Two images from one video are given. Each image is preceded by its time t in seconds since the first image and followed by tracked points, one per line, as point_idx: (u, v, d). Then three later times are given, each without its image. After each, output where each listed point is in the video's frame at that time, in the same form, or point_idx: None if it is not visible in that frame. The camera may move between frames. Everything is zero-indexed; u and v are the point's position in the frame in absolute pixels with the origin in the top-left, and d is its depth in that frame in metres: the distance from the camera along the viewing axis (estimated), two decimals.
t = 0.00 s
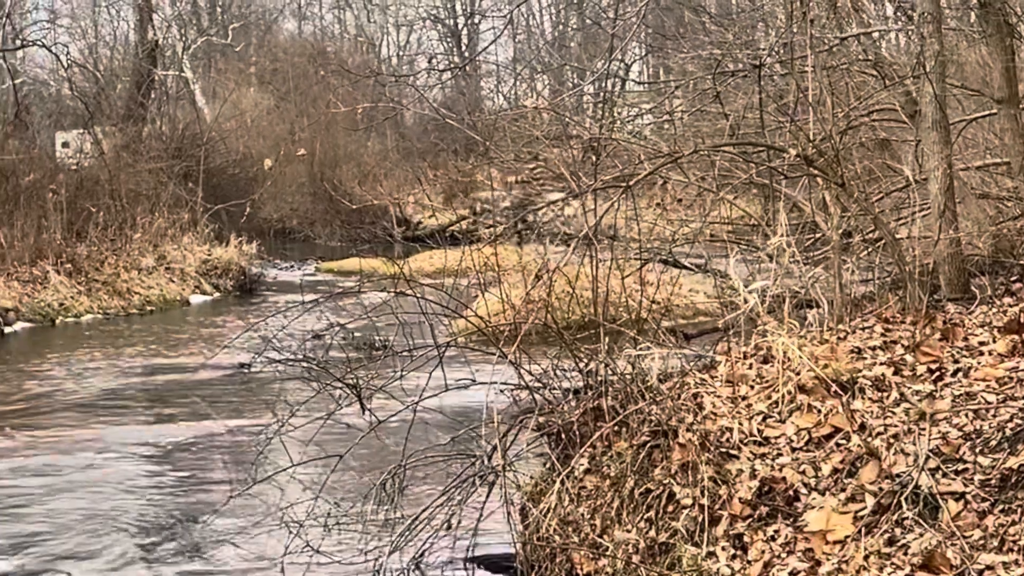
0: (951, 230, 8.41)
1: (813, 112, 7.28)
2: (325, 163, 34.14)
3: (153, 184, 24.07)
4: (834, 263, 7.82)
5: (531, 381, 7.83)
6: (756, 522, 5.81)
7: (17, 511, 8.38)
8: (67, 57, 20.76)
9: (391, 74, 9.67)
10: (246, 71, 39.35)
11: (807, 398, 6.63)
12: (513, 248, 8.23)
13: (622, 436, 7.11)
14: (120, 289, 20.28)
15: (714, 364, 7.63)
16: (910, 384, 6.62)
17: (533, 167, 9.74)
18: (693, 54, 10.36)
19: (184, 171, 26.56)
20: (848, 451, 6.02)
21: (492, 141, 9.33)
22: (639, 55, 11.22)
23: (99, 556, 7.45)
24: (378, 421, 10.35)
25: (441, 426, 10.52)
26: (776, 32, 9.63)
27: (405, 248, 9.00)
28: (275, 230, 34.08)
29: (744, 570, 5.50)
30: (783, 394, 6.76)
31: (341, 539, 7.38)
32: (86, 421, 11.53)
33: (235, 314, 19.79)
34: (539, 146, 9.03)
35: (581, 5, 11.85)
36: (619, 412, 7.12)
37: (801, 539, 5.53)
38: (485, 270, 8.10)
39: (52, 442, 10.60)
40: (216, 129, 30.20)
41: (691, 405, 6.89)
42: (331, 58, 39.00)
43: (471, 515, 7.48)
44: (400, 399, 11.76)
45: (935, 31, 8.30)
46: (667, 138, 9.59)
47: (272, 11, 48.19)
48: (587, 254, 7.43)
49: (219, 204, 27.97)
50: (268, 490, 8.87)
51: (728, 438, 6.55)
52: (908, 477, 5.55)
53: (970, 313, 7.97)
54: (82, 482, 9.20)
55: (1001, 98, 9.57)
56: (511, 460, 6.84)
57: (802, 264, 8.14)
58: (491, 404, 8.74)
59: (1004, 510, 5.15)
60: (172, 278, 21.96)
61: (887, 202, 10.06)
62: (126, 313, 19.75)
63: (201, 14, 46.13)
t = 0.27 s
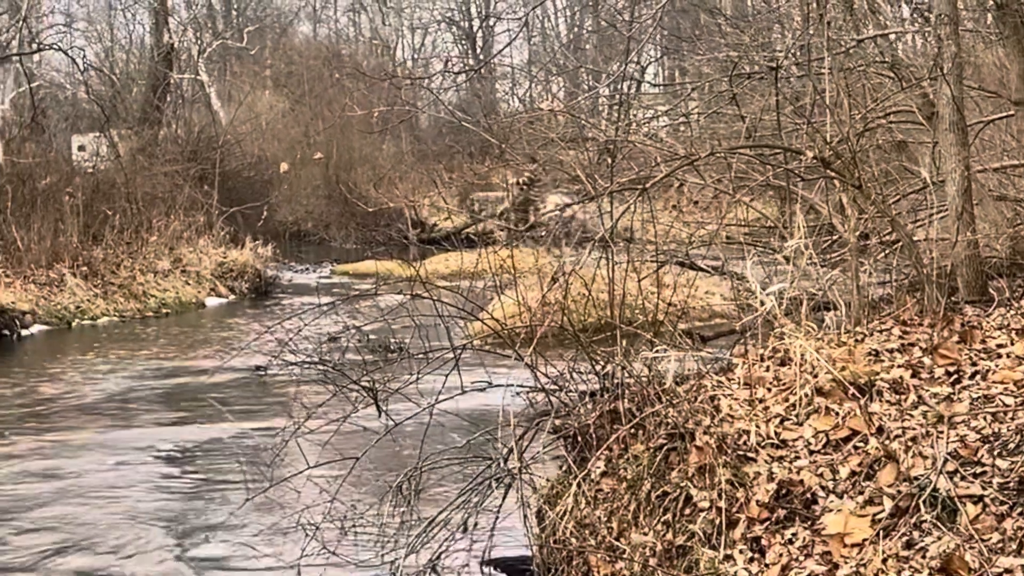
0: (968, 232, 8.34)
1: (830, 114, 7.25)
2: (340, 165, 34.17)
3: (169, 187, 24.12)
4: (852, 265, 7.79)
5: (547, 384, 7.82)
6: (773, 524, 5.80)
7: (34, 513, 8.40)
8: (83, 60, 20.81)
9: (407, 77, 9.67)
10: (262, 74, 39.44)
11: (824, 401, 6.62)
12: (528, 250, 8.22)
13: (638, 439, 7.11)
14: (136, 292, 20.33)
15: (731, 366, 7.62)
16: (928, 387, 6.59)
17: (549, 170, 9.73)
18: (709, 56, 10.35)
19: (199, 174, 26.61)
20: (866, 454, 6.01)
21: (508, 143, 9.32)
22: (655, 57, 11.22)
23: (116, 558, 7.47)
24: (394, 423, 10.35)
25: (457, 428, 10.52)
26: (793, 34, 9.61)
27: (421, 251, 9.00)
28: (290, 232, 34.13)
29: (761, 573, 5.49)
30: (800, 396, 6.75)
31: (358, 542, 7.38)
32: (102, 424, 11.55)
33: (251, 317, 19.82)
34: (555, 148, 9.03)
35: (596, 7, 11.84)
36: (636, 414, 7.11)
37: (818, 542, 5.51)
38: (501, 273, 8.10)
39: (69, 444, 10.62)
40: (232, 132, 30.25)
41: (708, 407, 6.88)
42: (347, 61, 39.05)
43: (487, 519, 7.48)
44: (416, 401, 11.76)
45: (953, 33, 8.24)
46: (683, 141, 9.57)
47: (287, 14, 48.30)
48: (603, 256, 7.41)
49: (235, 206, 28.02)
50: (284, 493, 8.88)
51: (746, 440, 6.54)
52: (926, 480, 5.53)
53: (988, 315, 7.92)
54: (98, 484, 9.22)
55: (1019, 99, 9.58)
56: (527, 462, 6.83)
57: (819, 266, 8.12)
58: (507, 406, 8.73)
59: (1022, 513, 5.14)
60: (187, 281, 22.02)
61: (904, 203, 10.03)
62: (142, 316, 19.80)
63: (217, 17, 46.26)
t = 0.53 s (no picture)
0: (985, 235, 8.20)
1: (847, 116, 7.23)
2: (355, 168, 34.19)
3: (185, 191, 24.16)
4: (869, 267, 7.76)
5: (563, 387, 7.82)
6: (790, 528, 5.78)
7: (50, 515, 8.41)
8: (100, 64, 20.84)
9: (422, 80, 9.67)
10: (277, 77, 39.50)
11: (841, 405, 6.60)
12: (544, 254, 8.21)
13: (654, 442, 7.10)
14: (152, 295, 20.38)
15: (748, 369, 7.59)
16: (945, 391, 6.56)
17: (565, 173, 9.73)
18: (725, 57, 10.34)
19: (215, 177, 26.65)
20: (883, 457, 5.99)
21: (524, 146, 9.33)
22: (671, 59, 11.21)
23: (132, 560, 7.48)
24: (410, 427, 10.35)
25: (472, 431, 10.52)
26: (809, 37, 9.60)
27: (437, 254, 9.00)
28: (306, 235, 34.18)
29: None
30: (817, 399, 6.72)
31: (373, 545, 7.38)
32: (118, 426, 11.56)
33: (266, 320, 19.85)
34: (571, 150, 9.01)
35: (612, 10, 11.84)
36: (652, 418, 7.10)
37: (835, 545, 5.50)
38: (517, 276, 8.10)
39: (85, 447, 10.65)
40: (247, 135, 30.30)
41: (725, 411, 6.86)
42: (362, 64, 39.10)
43: (503, 522, 7.47)
44: (432, 404, 11.76)
45: (970, 36, 8.17)
46: (699, 143, 9.56)
47: (302, 17, 48.38)
48: (619, 259, 7.40)
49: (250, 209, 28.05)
50: (300, 496, 8.88)
51: (762, 443, 6.52)
52: (943, 483, 5.52)
53: (1006, 317, 7.84)
54: (114, 487, 9.23)
55: None
56: (543, 465, 6.83)
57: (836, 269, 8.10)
58: (523, 409, 8.73)
59: None
60: (203, 283, 22.08)
61: (922, 206, 10.01)
62: (159, 319, 19.84)
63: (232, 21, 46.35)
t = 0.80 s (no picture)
0: (1001, 237, 8.00)
1: (861, 119, 7.19)
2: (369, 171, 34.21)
3: (200, 194, 24.20)
4: (884, 270, 7.73)
5: (577, 390, 7.81)
6: (805, 531, 5.77)
7: (64, 518, 8.42)
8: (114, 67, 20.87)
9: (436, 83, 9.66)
10: (291, 80, 39.56)
11: (856, 408, 6.57)
12: (557, 257, 8.20)
13: (668, 445, 7.08)
14: (166, 298, 20.43)
15: (762, 372, 7.56)
16: (961, 394, 6.52)
17: (579, 175, 9.71)
18: (740, 60, 10.32)
19: (229, 180, 26.70)
20: (898, 460, 5.97)
21: (538, 149, 9.32)
22: (686, 62, 11.20)
23: (147, 563, 7.48)
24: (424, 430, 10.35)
25: (486, 434, 10.50)
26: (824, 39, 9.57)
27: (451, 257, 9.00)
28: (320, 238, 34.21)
29: None
30: (832, 402, 6.70)
31: (387, 548, 7.38)
32: (132, 429, 11.58)
33: (280, 323, 19.88)
34: (585, 153, 9.00)
35: (626, 12, 11.83)
36: (666, 421, 7.09)
37: (850, 548, 5.49)
38: (530, 279, 8.09)
39: (100, 449, 10.67)
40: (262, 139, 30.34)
41: (739, 414, 6.85)
42: (376, 67, 39.14)
43: (517, 526, 7.47)
44: (446, 407, 11.76)
45: (986, 38, 8.01)
46: (714, 146, 9.54)
47: (316, 20, 48.46)
48: (632, 262, 7.38)
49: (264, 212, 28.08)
50: (314, 499, 8.89)
51: (777, 447, 6.51)
52: (958, 487, 5.50)
53: None
54: (128, 490, 9.24)
55: None
56: (557, 468, 6.82)
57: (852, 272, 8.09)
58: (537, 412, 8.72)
59: None
60: (217, 287, 22.15)
61: (938, 209, 9.98)
62: (173, 322, 19.89)
63: (246, 24, 46.45)
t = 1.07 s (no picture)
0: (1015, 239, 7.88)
1: (875, 121, 7.16)
2: (382, 174, 34.24)
3: (213, 196, 24.24)
4: (897, 273, 7.70)
5: (590, 393, 7.80)
6: (818, 534, 5.76)
7: (78, 520, 8.44)
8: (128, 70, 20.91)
9: (449, 86, 9.67)
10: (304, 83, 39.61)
11: (869, 411, 6.55)
12: (570, 259, 8.19)
13: (681, 448, 7.07)
14: (179, 300, 20.47)
15: (775, 375, 7.54)
16: (975, 397, 6.48)
17: (592, 178, 9.70)
18: (753, 63, 10.32)
19: (242, 182, 26.74)
20: (911, 464, 5.95)
21: (551, 151, 9.31)
22: (699, 64, 11.18)
23: (160, 564, 7.49)
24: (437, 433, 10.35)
25: (499, 437, 10.49)
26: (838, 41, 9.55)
27: (464, 259, 9.00)
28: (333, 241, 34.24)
29: None
30: (845, 406, 6.67)
31: (399, 550, 7.38)
32: (145, 431, 11.59)
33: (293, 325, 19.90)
34: (598, 156, 8.99)
35: (639, 14, 11.83)
36: (679, 424, 7.07)
37: (863, 552, 5.47)
38: (543, 281, 8.08)
39: (113, 451, 10.68)
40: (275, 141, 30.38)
41: (752, 417, 6.84)
42: (389, 69, 39.17)
43: (529, 528, 7.46)
44: (458, 410, 11.75)
45: (1000, 40, 7.98)
46: (727, 148, 9.52)
47: (329, 23, 48.54)
48: (645, 265, 7.38)
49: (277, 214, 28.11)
50: (326, 501, 8.89)
51: (790, 450, 6.50)
52: (972, 490, 5.48)
53: None
54: (141, 492, 9.25)
55: None
56: (569, 471, 6.82)
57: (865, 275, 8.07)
58: (549, 415, 8.71)
59: None
60: (230, 289, 22.20)
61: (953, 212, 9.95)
62: (186, 324, 19.92)
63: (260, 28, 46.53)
